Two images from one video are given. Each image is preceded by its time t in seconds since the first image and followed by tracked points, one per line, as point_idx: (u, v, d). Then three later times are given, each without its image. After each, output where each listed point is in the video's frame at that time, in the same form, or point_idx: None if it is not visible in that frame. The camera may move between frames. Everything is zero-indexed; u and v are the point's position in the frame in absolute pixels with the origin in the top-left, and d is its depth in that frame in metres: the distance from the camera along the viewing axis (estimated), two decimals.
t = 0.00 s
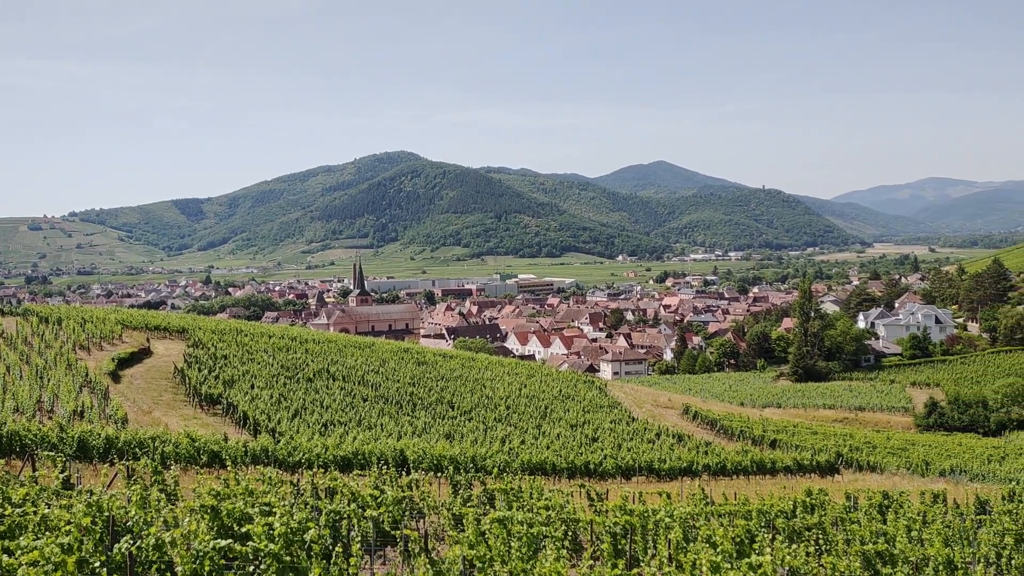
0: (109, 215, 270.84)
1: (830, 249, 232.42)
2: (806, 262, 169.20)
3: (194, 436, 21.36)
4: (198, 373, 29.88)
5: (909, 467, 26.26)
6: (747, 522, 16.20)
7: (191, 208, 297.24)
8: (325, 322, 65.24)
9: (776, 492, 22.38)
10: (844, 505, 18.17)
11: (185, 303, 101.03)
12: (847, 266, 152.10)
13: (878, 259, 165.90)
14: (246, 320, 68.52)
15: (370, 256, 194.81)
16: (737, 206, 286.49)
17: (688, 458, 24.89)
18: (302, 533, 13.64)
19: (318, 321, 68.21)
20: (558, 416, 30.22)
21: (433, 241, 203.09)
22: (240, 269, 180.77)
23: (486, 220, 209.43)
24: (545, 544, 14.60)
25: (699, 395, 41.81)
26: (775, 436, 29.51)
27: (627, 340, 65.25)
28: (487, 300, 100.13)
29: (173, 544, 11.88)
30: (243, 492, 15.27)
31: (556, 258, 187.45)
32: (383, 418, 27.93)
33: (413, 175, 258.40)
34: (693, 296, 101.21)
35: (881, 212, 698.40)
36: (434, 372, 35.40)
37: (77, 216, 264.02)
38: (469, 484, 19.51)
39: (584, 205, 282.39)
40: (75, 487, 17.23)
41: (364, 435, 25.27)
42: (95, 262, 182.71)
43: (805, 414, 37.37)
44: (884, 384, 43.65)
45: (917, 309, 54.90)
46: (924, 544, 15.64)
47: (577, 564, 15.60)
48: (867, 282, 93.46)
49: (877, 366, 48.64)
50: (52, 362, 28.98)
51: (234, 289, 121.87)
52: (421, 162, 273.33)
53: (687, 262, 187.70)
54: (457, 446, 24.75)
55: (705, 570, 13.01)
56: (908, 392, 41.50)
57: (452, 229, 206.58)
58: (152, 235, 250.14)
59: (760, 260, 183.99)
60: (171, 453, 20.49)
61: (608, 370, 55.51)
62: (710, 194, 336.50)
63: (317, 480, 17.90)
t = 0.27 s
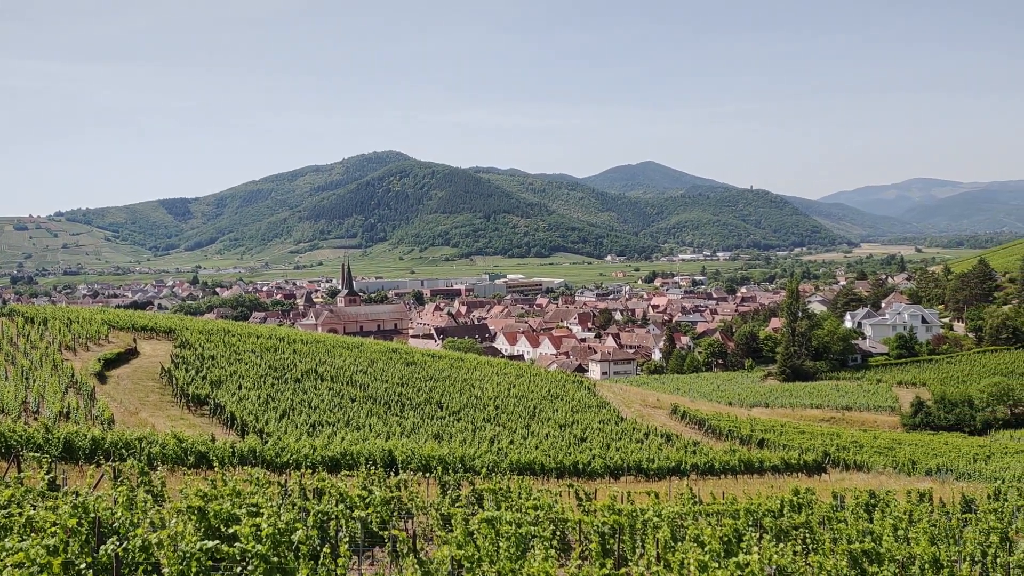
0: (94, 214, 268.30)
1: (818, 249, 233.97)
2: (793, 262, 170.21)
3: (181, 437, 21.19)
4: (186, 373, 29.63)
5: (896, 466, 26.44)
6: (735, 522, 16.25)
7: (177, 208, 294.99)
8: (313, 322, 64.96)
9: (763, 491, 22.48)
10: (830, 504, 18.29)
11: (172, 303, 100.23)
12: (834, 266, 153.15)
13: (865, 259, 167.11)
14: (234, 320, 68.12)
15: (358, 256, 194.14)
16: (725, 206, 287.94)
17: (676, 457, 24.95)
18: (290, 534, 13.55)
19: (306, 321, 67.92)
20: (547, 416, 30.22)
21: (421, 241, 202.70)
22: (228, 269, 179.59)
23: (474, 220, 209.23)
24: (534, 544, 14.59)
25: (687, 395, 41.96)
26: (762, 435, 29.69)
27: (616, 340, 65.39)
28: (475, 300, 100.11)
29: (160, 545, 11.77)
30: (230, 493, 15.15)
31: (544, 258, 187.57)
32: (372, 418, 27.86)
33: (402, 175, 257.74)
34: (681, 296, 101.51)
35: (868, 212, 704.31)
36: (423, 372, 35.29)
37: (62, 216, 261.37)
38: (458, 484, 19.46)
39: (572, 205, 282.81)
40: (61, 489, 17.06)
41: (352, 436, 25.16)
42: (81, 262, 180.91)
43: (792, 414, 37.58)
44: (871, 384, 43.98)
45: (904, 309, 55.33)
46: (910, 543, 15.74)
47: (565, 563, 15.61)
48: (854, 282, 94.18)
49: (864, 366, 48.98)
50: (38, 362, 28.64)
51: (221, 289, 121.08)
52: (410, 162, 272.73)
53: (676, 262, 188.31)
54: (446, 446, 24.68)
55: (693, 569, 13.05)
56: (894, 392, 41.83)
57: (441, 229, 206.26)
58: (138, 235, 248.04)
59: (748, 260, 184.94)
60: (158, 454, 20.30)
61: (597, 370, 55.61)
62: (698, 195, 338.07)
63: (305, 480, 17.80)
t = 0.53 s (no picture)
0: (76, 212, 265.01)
1: (802, 248, 235.62)
2: (778, 261, 171.36)
3: (165, 436, 20.97)
4: (170, 372, 29.31)
5: (879, 463, 26.70)
6: (720, 519, 16.34)
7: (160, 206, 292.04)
8: (298, 321, 64.59)
9: (748, 489, 22.61)
10: (814, 501, 18.42)
11: (156, 301, 99.24)
12: (818, 265, 154.39)
13: (848, 258, 168.62)
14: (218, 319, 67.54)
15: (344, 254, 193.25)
16: (710, 205, 289.47)
17: (662, 455, 25.01)
18: (275, 534, 13.45)
19: (291, 320, 67.51)
20: (533, 414, 30.19)
21: (407, 240, 202.12)
22: (212, 267, 178.08)
23: (460, 219, 208.83)
24: (519, 542, 14.58)
25: (672, 393, 42.15)
26: (747, 433, 29.86)
27: (602, 339, 65.55)
28: (461, 299, 99.98)
29: (144, 545, 11.67)
30: (215, 493, 15.02)
31: (531, 256, 187.67)
32: (357, 418, 27.71)
33: (387, 174, 256.78)
34: (666, 295, 101.86)
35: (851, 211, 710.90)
36: (409, 371, 35.14)
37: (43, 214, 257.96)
38: (443, 483, 19.40)
39: (558, 204, 283.05)
40: (43, 489, 16.84)
41: (338, 435, 25.02)
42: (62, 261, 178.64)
43: (777, 411, 37.85)
44: (854, 382, 44.38)
45: (887, 308, 55.84)
46: (893, 539, 15.90)
47: (551, 561, 15.61)
48: (838, 281, 94.98)
49: (847, 364, 49.39)
50: (20, 361, 28.25)
51: (205, 288, 120.07)
52: (396, 160, 271.71)
53: (661, 260, 189.07)
54: (432, 445, 24.60)
55: (678, 566, 13.10)
56: (878, 389, 42.24)
57: (427, 227, 205.75)
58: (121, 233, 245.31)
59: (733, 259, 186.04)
60: (142, 454, 20.07)
61: (583, 369, 55.72)
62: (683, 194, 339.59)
63: (290, 480, 17.69)
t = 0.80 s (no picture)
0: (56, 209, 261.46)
1: (786, 246, 237.39)
2: (762, 259, 172.55)
3: (149, 434, 20.79)
4: (153, 370, 29.01)
5: (862, 460, 26.96)
6: (705, 516, 16.45)
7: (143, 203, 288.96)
8: (283, 320, 64.22)
9: (732, 485, 22.75)
10: (798, 497, 18.56)
11: (139, 299, 98.19)
12: (802, 263, 155.57)
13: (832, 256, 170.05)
14: (202, 317, 67.07)
15: (329, 252, 192.24)
16: (695, 203, 290.86)
17: (647, 453, 25.10)
18: (260, 532, 13.33)
19: (276, 318, 67.07)
20: (519, 412, 30.20)
21: (393, 237, 201.45)
22: (196, 265, 176.53)
23: (446, 217, 208.33)
24: (505, 539, 14.56)
25: (658, 390, 42.38)
26: (732, 430, 30.08)
27: (587, 336, 65.76)
28: (447, 297, 99.72)
29: (126, 543, 11.56)
30: (198, 491, 14.90)
31: (516, 254, 187.64)
32: (343, 415, 27.58)
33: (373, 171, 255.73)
34: (652, 292, 102.33)
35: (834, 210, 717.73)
36: (394, 369, 35.00)
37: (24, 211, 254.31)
38: (429, 481, 19.35)
39: (544, 202, 283.23)
40: (25, 488, 16.65)
41: (322, 433, 24.91)
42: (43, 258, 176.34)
43: (761, 409, 38.15)
44: (838, 379, 44.80)
45: (871, 305, 56.54)
46: (877, 535, 16.06)
47: (536, 559, 15.62)
48: (821, 279, 95.67)
49: (831, 361, 49.78)
50: None
51: (189, 285, 118.91)
52: (382, 158, 270.52)
53: (647, 258, 189.80)
54: (417, 443, 24.51)
55: (663, 563, 13.15)
56: (860, 386, 42.69)
57: (413, 225, 205.14)
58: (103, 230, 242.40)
59: (718, 258, 187.00)
60: (125, 453, 19.85)
61: (569, 366, 55.83)
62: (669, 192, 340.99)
63: (274, 478, 17.59)
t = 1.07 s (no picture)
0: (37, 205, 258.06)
1: (771, 244, 238.99)
2: (747, 257, 173.73)
3: (132, 432, 20.56)
4: (137, 368, 28.69)
5: (846, 456, 27.22)
6: (690, 512, 16.52)
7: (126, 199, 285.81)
8: (268, 317, 63.84)
9: (717, 482, 22.86)
10: (782, 493, 18.70)
11: (122, 296, 97.12)
12: (786, 261, 156.69)
13: (816, 254, 171.42)
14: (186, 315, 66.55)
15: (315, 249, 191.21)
16: (681, 201, 292.02)
17: (632, 450, 25.18)
18: (244, 530, 13.24)
19: (261, 315, 66.59)
20: (505, 409, 30.18)
21: (379, 234, 200.67)
22: (180, 262, 174.90)
23: (433, 214, 207.79)
24: (490, 536, 14.53)
25: (643, 387, 42.54)
26: (717, 427, 30.26)
27: (574, 333, 65.86)
28: (433, 294, 99.48)
29: (110, 542, 11.44)
30: (182, 490, 14.74)
31: (502, 251, 187.53)
32: (329, 413, 27.45)
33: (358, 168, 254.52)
34: (638, 290, 102.64)
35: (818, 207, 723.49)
36: (380, 366, 34.87)
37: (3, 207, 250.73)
38: (415, 479, 19.29)
39: (531, 199, 283.23)
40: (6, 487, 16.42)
41: (308, 431, 24.74)
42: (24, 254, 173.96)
43: (746, 405, 38.39)
44: (822, 376, 45.22)
45: (854, 303, 56.49)
46: (860, 530, 16.21)
47: (521, 556, 15.62)
48: (806, 276, 96.41)
49: (816, 358, 50.18)
50: None
51: (173, 283, 117.92)
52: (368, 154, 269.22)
53: (633, 256, 190.38)
54: (403, 441, 24.43)
55: (648, 559, 13.19)
56: (844, 383, 43.11)
57: (399, 222, 204.46)
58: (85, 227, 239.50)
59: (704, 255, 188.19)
60: (108, 451, 19.64)
61: (555, 364, 55.88)
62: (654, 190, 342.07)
63: (259, 476, 17.46)
